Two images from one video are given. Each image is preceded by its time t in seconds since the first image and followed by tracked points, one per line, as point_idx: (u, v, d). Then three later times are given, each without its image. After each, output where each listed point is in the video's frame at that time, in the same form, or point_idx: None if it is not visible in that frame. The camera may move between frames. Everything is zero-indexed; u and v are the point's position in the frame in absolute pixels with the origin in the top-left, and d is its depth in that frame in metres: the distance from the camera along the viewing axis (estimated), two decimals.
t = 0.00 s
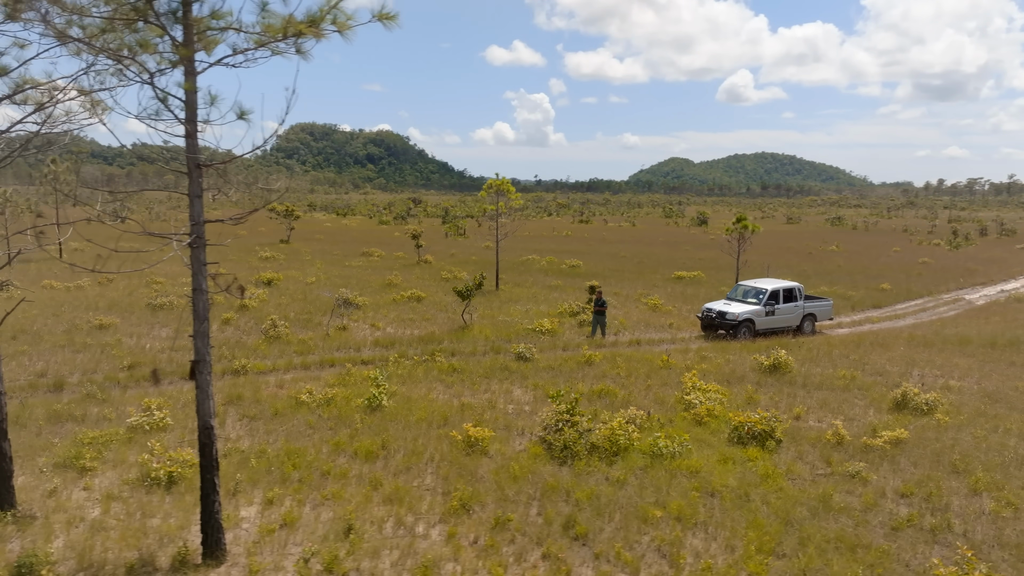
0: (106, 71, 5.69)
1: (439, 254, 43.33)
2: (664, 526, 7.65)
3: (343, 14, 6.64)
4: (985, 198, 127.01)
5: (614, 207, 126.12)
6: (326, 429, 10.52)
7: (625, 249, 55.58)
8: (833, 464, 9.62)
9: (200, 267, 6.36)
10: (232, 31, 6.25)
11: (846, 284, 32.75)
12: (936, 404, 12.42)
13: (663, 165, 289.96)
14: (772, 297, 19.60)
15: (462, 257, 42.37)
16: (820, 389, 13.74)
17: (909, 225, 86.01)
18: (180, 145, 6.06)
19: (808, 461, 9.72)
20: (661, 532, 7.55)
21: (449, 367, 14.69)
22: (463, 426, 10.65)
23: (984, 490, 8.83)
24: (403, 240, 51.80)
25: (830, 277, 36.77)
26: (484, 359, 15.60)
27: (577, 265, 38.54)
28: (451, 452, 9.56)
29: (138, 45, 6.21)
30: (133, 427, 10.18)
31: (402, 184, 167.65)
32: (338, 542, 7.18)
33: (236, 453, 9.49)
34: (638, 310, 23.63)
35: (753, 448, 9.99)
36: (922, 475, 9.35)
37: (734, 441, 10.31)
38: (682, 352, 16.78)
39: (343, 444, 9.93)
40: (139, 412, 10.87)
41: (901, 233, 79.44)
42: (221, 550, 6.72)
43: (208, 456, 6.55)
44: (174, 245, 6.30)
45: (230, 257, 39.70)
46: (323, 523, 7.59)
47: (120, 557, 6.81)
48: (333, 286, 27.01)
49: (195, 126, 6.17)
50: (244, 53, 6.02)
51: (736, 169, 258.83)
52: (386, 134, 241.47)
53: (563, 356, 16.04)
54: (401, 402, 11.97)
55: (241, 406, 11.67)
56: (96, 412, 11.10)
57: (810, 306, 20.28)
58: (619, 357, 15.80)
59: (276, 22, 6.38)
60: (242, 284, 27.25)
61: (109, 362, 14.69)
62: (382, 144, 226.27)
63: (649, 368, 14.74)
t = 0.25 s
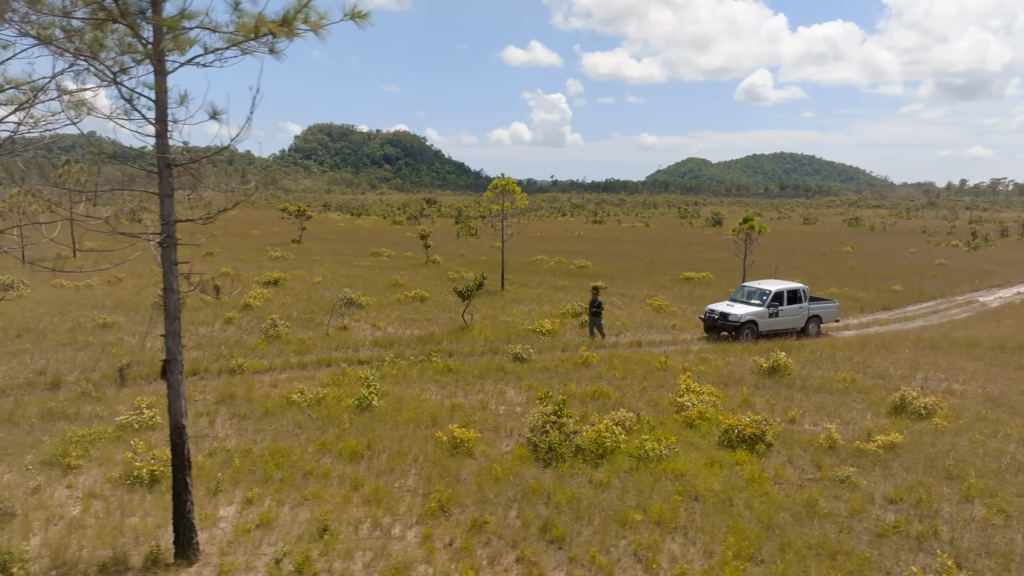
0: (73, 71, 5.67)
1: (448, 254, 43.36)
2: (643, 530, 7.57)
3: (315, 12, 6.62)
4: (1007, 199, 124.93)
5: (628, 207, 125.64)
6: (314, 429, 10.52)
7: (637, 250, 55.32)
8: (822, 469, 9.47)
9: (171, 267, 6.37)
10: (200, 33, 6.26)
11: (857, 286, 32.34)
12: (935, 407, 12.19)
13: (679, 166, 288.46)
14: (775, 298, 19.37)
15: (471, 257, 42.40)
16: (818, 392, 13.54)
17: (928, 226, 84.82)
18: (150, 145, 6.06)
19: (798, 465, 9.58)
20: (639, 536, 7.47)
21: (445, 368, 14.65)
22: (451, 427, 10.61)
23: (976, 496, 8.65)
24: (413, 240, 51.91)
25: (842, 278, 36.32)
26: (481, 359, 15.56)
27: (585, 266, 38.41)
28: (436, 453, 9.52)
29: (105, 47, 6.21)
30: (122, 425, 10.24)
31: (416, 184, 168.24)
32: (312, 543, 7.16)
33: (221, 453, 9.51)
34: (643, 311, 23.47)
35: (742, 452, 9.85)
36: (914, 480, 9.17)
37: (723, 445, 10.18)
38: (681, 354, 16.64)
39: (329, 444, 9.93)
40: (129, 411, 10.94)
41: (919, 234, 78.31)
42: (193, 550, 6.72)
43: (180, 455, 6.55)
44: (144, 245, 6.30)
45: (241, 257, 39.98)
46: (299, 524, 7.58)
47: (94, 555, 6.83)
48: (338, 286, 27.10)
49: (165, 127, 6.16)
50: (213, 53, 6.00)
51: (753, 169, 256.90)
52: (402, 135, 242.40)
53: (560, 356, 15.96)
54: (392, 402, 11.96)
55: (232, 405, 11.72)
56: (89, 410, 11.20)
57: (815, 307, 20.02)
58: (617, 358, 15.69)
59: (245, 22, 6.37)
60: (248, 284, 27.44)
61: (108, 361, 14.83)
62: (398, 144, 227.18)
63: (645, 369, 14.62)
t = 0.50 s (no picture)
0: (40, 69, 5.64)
1: (457, 254, 43.37)
2: (621, 535, 7.48)
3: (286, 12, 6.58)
4: None
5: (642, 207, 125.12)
6: (302, 428, 10.51)
7: (647, 250, 55.08)
8: (811, 473, 9.32)
9: (143, 266, 6.36)
10: (170, 34, 6.26)
11: (868, 287, 31.93)
12: (935, 411, 11.97)
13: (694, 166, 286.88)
14: (779, 299, 19.14)
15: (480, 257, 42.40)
16: (816, 395, 13.35)
17: (946, 227, 83.64)
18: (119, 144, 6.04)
19: (787, 470, 9.43)
20: (616, 540, 7.39)
21: (440, 368, 14.61)
22: (438, 427, 10.57)
23: (967, 503, 8.47)
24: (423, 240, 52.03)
25: (853, 279, 35.88)
26: (478, 360, 15.50)
27: (593, 266, 38.25)
28: (420, 454, 9.48)
29: (76, 49, 6.21)
30: (111, 424, 10.31)
31: (430, 184, 168.71)
32: (286, 544, 7.14)
33: (207, 452, 9.55)
34: (646, 312, 23.32)
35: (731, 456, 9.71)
36: (904, 485, 9.02)
37: (712, 448, 10.04)
38: (680, 355, 16.49)
39: (315, 443, 9.92)
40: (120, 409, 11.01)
41: (937, 234, 77.21)
42: (166, 550, 6.72)
43: (152, 455, 6.54)
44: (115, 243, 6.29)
45: (251, 257, 40.24)
46: (277, 523, 7.58)
47: (69, 553, 6.86)
48: (343, 285, 27.17)
49: (135, 126, 6.14)
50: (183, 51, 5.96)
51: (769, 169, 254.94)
52: (417, 135, 243.15)
53: (557, 357, 15.87)
54: (383, 402, 11.94)
55: (223, 405, 11.75)
56: (81, 408, 11.28)
57: (820, 309, 19.76)
58: (614, 360, 15.58)
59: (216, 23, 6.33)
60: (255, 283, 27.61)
61: (107, 359, 14.95)
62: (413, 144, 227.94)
63: (642, 371, 14.50)
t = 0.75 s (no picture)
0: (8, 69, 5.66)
1: (466, 254, 43.39)
2: (597, 538, 7.40)
3: (258, 12, 6.58)
4: None
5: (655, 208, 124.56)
6: (289, 428, 10.53)
7: (658, 250, 54.80)
8: (799, 477, 9.19)
9: (114, 265, 6.38)
10: (141, 32, 6.26)
11: (879, 289, 31.53)
12: (932, 415, 11.77)
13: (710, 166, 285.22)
14: (782, 300, 18.93)
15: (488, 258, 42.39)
16: (813, 397, 13.18)
17: (964, 227, 82.48)
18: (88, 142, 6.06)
19: (774, 473, 9.30)
20: (591, 544, 7.32)
21: (435, 369, 14.59)
22: (425, 428, 10.54)
23: (956, 509, 8.31)
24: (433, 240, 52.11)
25: (864, 281, 35.45)
26: (474, 360, 15.47)
27: (601, 266, 38.10)
28: (404, 454, 9.45)
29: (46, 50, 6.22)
30: (100, 423, 10.38)
31: (444, 185, 169.08)
32: (261, 543, 7.14)
33: (192, 451, 9.58)
34: (650, 313, 23.17)
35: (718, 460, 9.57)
36: (893, 490, 8.86)
37: (700, 451, 9.93)
38: (678, 357, 16.36)
39: (301, 443, 9.92)
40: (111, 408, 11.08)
41: (954, 235, 76.15)
42: (140, 548, 6.74)
43: (124, 454, 6.55)
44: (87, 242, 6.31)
45: (261, 257, 40.50)
46: (253, 523, 7.58)
47: (44, 550, 6.89)
48: (348, 285, 27.26)
49: (105, 125, 6.16)
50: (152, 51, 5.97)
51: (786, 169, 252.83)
52: (432, 136, 243.83)
53: (554, 358, 15.80)
54: (373, 402, 11.93)
55: (215, 404, 11.80)
56: (74, 406, 11.38)
57: (824, 310, 19.52)
58: (611, 361, 15.48)
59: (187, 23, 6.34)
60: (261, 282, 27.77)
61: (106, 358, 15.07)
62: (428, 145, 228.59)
63: (638, 372, 14.39)
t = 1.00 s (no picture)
0: None
1: (475, 255, 43.39)
2: (573, 541, 7.34)
3: (227, 10, 6.56)
4: None
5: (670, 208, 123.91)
6: (277, 427, 10.56)
7: (670, 251, 54.48)
8: (786, 481, 9.06)
9: (86, 264, 6.41)
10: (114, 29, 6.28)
11: (890, 291, 31.09)
12: (930, 419, 11.57)
13: (726, 166, 283.42)
14: (784, 302, 18.72)
15: (497, 258, 42.34)
16: (810, 400, 13.00)
17: (984, 228, 81.24)
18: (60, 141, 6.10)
19: (761, 477, 9.19)
20: (566, 547, 7.26)
21: (430, 369, 14.58)
22: (412, 428, 10.52)
23: (943, 515, 8.15)
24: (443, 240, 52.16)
25: (876, 282, 35.02)
26: (470, 361, 15.42)
27: (609, 267, 37.94)
28: (388, 455, 9.45)
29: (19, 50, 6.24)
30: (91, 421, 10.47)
31: (459, 185, 169.31)
32: (234, 543, 7.15)
33: (178, 450, 9.63)
34: (654, 314, 23.02)
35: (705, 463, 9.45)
36: (881, 495, 8.71)
37: (687, 453, 9.82)
38: (677, 358, 16.22)
39: (287, 442, 9.94)
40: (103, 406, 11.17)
41: (973, 236, 75.02)
42: (114, 546, 6.77)
43: (98, 451, 6.59)
44: (60, 240, 6.35)
45: (271, 257, 40.74)
46: (230, 522, 7.59)
47: (20, 546, 6.94)
48: (354, 285, 27.34)
49: (77, 124, 6.20)
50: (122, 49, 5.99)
51: (804, 169, 250.60)
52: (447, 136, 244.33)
53: (551, 359, 15.73)
54: (364, 402, 11.93)
55: (207, 403, 11.86)
56: (68, 404, 11.49)
57: (828, 312, 19.26)
58: (608, 362, 15.38)
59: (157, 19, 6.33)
60: (268, 282, 27.93)
61: (105, 356, 15.22)
62: (443, 145, 229.12)
63: (633, 374, 14.29)
